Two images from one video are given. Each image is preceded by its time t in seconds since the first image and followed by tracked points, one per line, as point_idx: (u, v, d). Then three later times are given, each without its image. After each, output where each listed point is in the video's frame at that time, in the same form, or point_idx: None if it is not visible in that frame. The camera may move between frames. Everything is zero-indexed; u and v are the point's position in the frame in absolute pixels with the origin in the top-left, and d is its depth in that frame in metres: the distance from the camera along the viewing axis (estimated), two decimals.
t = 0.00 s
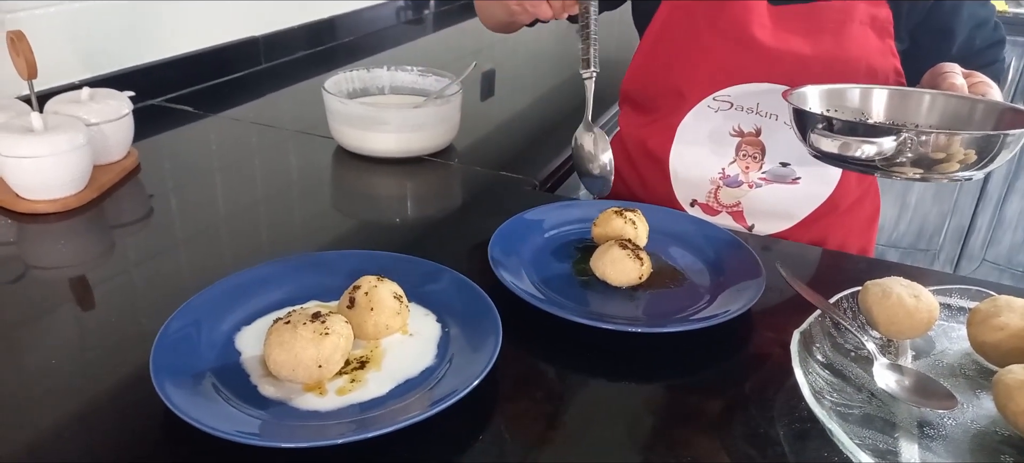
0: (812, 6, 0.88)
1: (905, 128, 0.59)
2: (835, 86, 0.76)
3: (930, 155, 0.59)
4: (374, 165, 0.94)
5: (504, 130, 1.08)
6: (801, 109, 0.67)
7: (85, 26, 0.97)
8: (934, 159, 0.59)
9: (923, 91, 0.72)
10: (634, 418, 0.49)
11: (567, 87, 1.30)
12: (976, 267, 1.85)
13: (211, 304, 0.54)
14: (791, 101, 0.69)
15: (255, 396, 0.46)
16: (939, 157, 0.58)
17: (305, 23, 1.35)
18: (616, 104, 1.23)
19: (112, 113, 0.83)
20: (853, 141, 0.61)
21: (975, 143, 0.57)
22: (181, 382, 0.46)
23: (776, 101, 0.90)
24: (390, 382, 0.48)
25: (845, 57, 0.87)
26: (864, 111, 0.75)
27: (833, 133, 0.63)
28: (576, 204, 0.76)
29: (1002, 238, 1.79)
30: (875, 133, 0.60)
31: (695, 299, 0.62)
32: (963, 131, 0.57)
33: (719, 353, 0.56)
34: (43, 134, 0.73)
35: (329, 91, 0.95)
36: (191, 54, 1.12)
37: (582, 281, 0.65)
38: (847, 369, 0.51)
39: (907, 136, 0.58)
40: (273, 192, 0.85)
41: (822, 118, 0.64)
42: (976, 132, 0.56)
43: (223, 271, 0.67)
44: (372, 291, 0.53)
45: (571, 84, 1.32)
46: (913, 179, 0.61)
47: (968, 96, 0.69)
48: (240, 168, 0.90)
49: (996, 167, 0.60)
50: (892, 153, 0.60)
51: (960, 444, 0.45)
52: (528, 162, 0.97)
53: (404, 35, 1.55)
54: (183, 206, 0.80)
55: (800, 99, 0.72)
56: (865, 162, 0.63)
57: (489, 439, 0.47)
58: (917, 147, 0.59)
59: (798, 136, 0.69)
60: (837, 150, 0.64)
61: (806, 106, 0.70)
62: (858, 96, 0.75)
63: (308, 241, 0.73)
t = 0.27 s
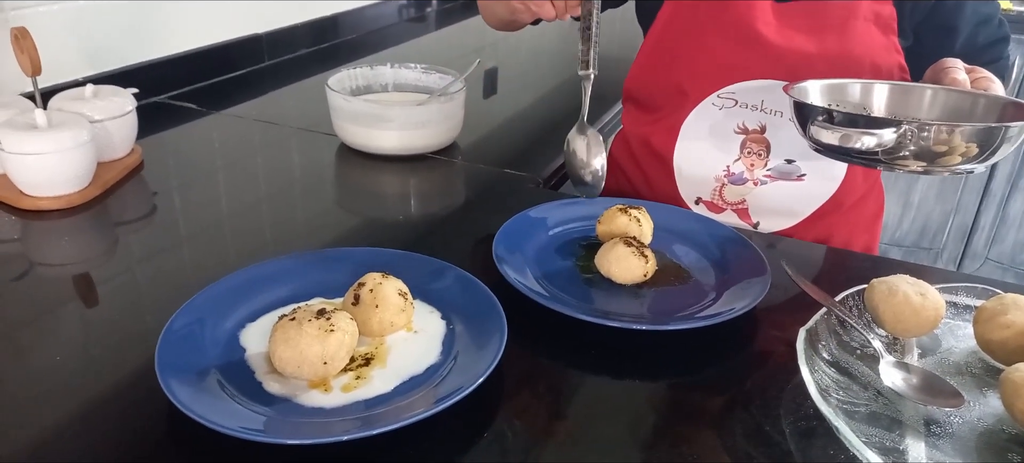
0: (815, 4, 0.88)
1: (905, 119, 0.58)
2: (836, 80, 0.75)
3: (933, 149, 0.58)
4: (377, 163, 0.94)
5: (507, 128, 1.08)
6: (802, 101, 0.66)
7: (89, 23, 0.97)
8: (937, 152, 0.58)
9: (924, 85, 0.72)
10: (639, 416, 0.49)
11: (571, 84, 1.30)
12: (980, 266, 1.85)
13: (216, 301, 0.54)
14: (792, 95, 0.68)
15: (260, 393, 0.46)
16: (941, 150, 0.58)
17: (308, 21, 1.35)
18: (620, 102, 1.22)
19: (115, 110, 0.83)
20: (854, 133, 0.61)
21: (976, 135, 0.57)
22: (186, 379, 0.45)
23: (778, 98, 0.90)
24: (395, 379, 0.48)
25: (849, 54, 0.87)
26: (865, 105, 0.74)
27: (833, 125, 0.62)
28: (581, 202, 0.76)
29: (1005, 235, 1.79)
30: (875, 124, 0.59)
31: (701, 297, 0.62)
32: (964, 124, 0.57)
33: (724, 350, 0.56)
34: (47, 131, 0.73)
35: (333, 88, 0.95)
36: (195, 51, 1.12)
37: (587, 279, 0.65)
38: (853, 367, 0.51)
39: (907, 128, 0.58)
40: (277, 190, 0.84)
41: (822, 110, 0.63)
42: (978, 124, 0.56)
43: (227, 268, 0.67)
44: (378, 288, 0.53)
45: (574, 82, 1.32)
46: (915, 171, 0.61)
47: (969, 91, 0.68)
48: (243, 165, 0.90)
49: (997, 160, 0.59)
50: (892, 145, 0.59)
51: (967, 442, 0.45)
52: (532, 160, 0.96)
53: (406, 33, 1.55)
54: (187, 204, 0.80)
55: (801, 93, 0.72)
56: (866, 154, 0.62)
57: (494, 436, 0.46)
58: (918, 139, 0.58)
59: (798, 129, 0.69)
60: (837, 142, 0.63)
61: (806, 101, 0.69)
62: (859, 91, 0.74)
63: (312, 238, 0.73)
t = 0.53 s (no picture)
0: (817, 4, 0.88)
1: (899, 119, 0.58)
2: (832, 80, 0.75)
3: (931, 148, 0.58)
4: (379, 163, 0.94)
5: (509, 128, 1.08)
6: (797, 100, 0.66)
7: (91, 23, 0.97)
8: (933, 152, 0.58)
9: (921, 86, 0.72)
10: (641, 416, 0.49)
11: (572, 85, 1.30)
12: (981, 267, 1.85)
13: (218, 300, 0.54)
14: (787, 93, 0.68)
15: (263, 392, 0.46)
16: (939, 149, 0.58)
17: (310, 21, 1.35)
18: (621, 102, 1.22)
19: (118, 110, 0.83)
20: (847, 132, 0.61)
21: (972, 134, 0.57)
22: (190, 378, 0.46)
23: (778, 98, 0.90)
24: (398, 378, 0.48)
25: (849, 54, 0.87)
26: (862, 105, 0.74)
27: (828, 124, 0.62)
28: (583, 201, 0.76)
29: (1007, 236, 1.79)
30: (870, 123, 0.59)
31: (703, 297, 0.62)
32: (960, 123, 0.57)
33: (726, 350, 0.56)
34: (50, 130, 0.73)
35: (335, 88, 0.95)
36: (197, 51, 1.12)
37: (588, 279, 0.65)
38: (855, 367, 0.51)
39: (901, 127, 0.58)
40: (279, 189, 0.85)
41: (816, 110, 0.63)
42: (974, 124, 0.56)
43: (229, 267, 0.67)
44: (380, 287, 0.53)
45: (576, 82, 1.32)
46: (913, 171, 0.61)
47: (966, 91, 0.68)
48: (245, 164, 0.90)
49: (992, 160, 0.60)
50: (886, 144, 0.60)
51: (970, 443, 0.45)
52: (534, 160, 0.97)
53: (408, 33, 1.55)
54: (189, 203, 0.80)
55: (798, 92, 0.71)
56: (860, 152, 0.62)
57: (496, 435, 0.46)
58: (913, 139, 0.58)
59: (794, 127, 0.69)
60: (831, 140, 0.63)
61: (804, 99, 0.69)
62: (856, 90, 0.74)
63: (313, 238, 0.73)
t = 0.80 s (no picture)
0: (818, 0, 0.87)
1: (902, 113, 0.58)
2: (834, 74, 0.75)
3: (933, 142, 0.58)
4: (380, 159, 0.94)
5: (510, 124, 1.08)
6: (799, 94, 0.66)
7: (92, 19, 0.97)
8: (935, 146, 0.58)
9: (922, 80, 0.71)
10: (643, 412, 0.49)
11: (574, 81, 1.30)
12: (982, 265, 1.84)
13: (220, 296, 0.54)
14: (789, 88, 0.68)
15: (265, 388, 0.46)
16: (941, 144, 0.58)
17: (312, 17, 1.35)
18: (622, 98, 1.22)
19: (119, 105, 0.83)
20: (849, 126, 0.60)
21: (974, 129, 0.56)
22: (191, 373, 0.45)
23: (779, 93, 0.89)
24: (400, 374, 0.48)
25: (850, 50, 0.87)
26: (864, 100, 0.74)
27: (830, 118, 0.62)
28: (585, 197, 0.76)
29: (1008, 234, 1.78)
30: (872, 117, 0.58)
31: (705, 293, 0.62)
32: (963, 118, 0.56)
33: (728, 346, 0.56)
34: (51, 125, 0.73)
35: (336, 84, 0.95)
36: (198, 47, 1.12)
37: (590, 274, 0.65)
38: (858, 363, 0.51)
39: (904, 121, 0.57)
40: (280, 186, 0.84)
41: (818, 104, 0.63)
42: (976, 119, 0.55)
43: (231, 264, 0.67)
44: (382, 283, 0.53)
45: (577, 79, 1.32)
46: (915, 165, 0.61)
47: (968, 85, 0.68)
48: (247, 161, 0.90)
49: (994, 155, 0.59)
50: (887, 138, 0.59)
51: (973, 439, 0.45)
52: (536, 157, 0.96)
53: (409, 29, 1.55)
54: (190, 199, 0.80)
55: (799, 87, 0.71)
56: (862, 146, 0.62)
57: (498, 431, 0.46)
58: (915, 133, 0.58)
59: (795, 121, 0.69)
60: (833, 135, 0.63)
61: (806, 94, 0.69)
62: (858, 85, 0.74)
63: (315, 234, 0.73)
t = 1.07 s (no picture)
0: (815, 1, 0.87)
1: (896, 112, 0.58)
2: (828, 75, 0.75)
3: (928, 143, 0.58)
4: (378, 161, 0.94)
5: (509, 126, 1.08)
6: (794, 94, 0.66)
7: (90, 21, 0.97)
8: (930, 146, 0.58)
9: (917, 81, 0.71)
10: (640, 414, 0.49)
11: (572, 83, 1.30)
12: (980, 265, 1.84)
13: (217, 299, 0.54)
14: (784, 88, 0.68)
15: (262, 391, 0.46)
16: (936, 144, 0.58)
17: (310, 19, 1.35)
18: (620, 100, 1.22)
19: (117, 108, 0.83)
20: (843, 126, 0.60)
21: (969, 130, 0.56)
22: (189, 376, 0.46)
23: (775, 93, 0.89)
24: (397, 376, 0.48)
25: (847, 50, 0.88)
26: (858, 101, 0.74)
27: (824, 118, 0.62)
28: (582, 199, 0.76)
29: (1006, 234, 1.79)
30: (867, 117, 0.58)
31: (702, 294, 0.62)
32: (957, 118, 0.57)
33: (725, 348, 0.56)
34: (49, 129, 0.73)
35: (335, 86, 0.95)
36: (196, 50, 1.12)
37: (588, 277, 0.65)
38: (854, 365, 0.51)
39: (898, 121, 0.57)
40: (278, 188, 0.84)
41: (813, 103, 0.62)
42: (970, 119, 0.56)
43: (228, 266, 0.67)
44: (379, 286, 0.53)
45: (575, 80, 1.32)
46: (910, 166, 0.61)
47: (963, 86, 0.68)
48: (245, 163, 0.90)
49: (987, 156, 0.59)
50: (881, 138, 0.59)
51: (969, 440, 0.45)
52: (534, 158, 0.97)
53: (407, 31, 1.55)
54: (189, 201, 0.80)
55: (794, 88, 0.71)
56: (857, 147, 0.61)
57: (495, 434, 0.46)
58: (909, 133, 0.58)
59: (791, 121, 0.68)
60: (827, 135, 0.62)
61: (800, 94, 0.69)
62: (852, 86, 0.74)
63: (313, 236, 0.73)
